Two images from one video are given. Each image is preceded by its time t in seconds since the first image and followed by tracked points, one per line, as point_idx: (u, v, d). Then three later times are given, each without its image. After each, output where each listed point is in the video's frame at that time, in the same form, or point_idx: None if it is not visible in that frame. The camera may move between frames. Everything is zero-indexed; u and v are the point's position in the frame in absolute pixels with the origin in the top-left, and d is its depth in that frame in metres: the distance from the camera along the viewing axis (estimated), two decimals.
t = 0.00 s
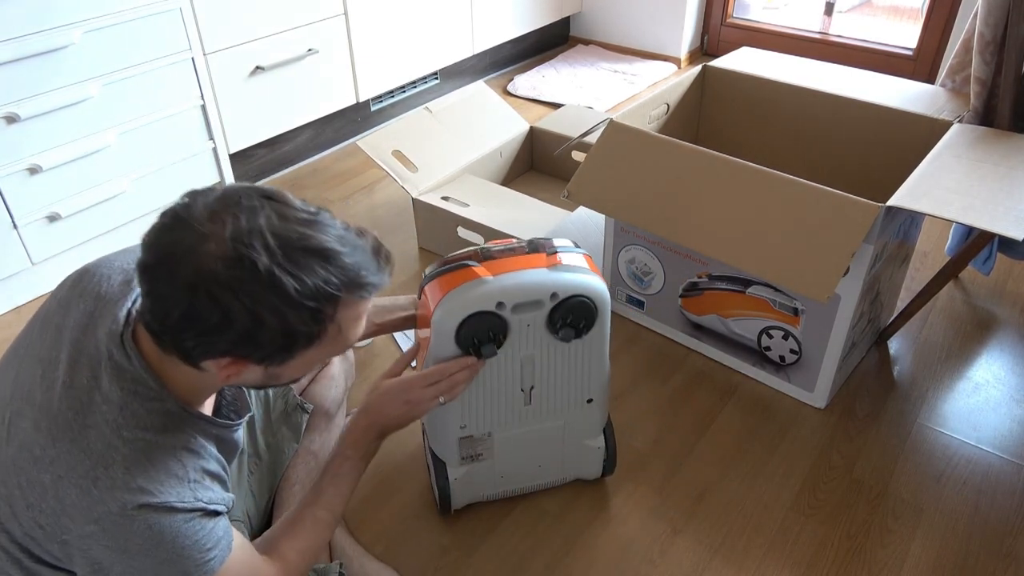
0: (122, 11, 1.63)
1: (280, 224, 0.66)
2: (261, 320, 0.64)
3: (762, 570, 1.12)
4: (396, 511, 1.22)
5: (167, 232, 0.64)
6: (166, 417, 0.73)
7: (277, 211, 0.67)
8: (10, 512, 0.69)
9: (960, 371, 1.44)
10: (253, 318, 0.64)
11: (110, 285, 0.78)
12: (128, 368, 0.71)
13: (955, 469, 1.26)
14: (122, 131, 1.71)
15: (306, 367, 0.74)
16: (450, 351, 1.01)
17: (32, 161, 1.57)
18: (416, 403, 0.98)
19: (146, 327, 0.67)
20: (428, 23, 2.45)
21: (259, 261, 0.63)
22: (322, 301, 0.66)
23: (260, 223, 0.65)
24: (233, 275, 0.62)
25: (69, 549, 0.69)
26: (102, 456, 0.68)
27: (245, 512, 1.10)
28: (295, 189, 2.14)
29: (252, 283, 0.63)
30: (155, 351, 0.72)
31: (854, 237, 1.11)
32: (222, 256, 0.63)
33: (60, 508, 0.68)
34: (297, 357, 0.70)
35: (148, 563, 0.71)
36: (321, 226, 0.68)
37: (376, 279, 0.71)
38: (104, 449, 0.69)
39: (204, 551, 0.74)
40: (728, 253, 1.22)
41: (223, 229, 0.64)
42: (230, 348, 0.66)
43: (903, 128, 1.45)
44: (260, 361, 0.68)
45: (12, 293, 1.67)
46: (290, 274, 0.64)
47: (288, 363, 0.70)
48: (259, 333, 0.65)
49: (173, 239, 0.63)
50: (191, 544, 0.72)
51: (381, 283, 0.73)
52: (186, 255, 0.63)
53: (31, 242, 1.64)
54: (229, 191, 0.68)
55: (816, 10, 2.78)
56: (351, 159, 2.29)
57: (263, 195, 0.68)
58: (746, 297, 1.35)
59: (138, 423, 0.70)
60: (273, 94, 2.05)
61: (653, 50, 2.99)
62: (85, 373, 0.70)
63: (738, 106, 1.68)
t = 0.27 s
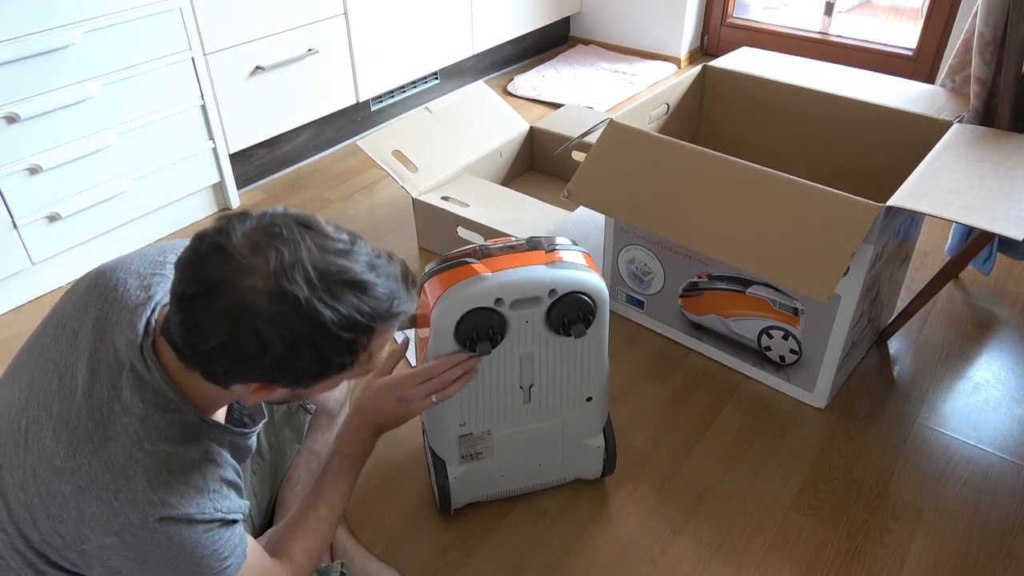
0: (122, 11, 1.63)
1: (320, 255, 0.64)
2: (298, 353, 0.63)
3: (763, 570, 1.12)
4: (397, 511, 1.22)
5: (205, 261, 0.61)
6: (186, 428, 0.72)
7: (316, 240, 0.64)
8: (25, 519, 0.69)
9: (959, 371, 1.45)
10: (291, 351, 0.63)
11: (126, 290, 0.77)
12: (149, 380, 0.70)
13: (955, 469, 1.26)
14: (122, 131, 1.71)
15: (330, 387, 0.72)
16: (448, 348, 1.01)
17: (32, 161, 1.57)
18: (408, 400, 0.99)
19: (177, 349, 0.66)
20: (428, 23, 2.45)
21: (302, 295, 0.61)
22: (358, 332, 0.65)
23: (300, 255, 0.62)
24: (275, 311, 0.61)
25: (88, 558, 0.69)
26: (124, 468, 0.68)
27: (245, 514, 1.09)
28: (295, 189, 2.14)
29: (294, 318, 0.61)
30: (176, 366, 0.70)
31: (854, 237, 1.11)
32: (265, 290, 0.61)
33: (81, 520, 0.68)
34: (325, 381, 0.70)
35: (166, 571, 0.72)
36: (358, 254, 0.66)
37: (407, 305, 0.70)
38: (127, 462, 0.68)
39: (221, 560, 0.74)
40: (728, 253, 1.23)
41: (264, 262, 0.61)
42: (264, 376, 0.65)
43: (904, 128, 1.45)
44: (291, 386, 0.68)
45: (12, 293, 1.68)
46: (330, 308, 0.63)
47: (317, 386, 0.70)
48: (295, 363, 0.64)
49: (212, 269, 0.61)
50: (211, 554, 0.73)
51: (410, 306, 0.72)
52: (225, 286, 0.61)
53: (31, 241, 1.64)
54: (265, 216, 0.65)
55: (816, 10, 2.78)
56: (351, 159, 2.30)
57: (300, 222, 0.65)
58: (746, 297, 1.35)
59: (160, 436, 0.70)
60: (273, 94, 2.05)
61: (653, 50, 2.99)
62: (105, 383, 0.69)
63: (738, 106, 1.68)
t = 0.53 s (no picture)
0: (122, 11, 1.63)
1: (327, 285, 0.63)
2: (308, 382, 0.64)
3: (763, 571, 1.12)
4: (397, 511, 1.22)
5: (211, 297, 0.61)
6: (181, 449, 0.72)
7: (322, 269, 0.64)
8: (18, 534, 0.68)
9: (960, 370, 1.44)
10: (302, 381, 0.63)
11: (121, 300, 0.76)
12: (145, 399, 0.69)
13: (955, 469, 1.26)
14: (123, 131, 1.71)
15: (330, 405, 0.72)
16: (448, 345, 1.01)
17: (33, 161, 1.57)
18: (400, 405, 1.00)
19: (179, 377, 0.65)
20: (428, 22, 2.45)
21: (313, 328, 0.61)
22: (367, 358, 0.66)
23: (308, 287, 0.62)
24: (286, 345, 0.61)
25: None
26: (118, 490, 0.68)
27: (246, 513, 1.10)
28: (295, 188, 2.14)
29: (305, 350, 0.62)
30: (173, 388, 0.70)
31: (855, 237, 1.11)
32: (275, 325, 0.61)
33: (75, 540, 0.67)
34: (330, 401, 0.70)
35: None
36: (363, 278, 0.66)
37: (410, 323, 0.71)
38: (122, 483, 0.68)
39: None
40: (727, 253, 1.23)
41: (272, 296, 0.61)
42: (272, 404, 0.65)
43: (904, 128, 1.45)
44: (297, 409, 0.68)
45: (12, 293, 1.68)
46: (339, 338, 0.63)
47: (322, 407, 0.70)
48: (303, 392, 0.64)
49: (219, 305, 0.61)
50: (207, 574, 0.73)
51: (413, 323, 0.72)
52: (234, 322, 0.60)
53: (31, 242, 1.64)
54: (266, 244, 0.64)
55: (816, 10, 2.78)
56: (351, 159, 2.30)
57: (304, 250, 0.64)
58: (746, 297, 1.35)
59: (155, 457, 0.70)
60: (273, 94, 2.05)
61: (653, 50, 2.99)
62: (99, 401, 0.69)
63: (738, 106, 1.68)
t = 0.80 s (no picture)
0: (122, 11, 1.63)
1: (303, 274, 0.64)
2: (293, 373, 0.64)
3: (762, 571, 1.12)
4: (397, 512, 1.22)
5: (188, 298, 0.61)
6: (169, 447, 0.72)
7: (297, 259, 0.64)
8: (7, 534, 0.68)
9: (960, 371, 1.44)
10: (287, 372, 0.63)
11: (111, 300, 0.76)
12: (132, 398, 0.69)
13: (955, 469, 1.26)
14: (122, 132, 1.71)
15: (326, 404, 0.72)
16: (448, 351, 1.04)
17: (32, 161, 1.57)
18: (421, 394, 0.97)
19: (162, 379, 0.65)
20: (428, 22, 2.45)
21: (292, 319, 0.62)
22: (351, 343, 0.66)
23: (285, 278, 0.62)
24: (268, 337, 0.61)
25: None
26: (105, 489, 0.67)
27: (244, 514, 1.10)
28: (295, 188, 2.14)
29: (288, 341, 0.62)
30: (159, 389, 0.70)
31: (854, 237, 1.11)
32: (255, 319, 0.61)
33: (64, 540, 0.67)
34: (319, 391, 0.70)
35: None
36: (340, 265, 0.66)
37: (393, 305, 0.71)
38: (109, 482, 0.68)
39: None
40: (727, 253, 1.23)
41: (250, 291, 0.61)
42: (259, 399, 0.65)
43: (903, 128, 1.45)
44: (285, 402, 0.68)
45: (12, 293, 1.68)
46: (321, 326, 0.63)
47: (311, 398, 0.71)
48: (289, 384, 0.64)
49: (197, 304, 0.61)
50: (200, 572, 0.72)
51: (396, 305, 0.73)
52: (214, 320, 0.60)
53: (31, 242, 1.64)
54: (239, 238, 0.65)
55: (816, 10, 2.77)
56: (351, 159, 2.30)
57: (277, 241, 0.65)
58: (746, 297, 1.35)
59: (142, 455, 0.69)
60: (272, 94, 2.05)
61: (653, 50, 3.00)
62: (86, 400, 0.69)
63: (738, 106, 1.68)
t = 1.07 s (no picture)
0: (122, 11, 1.63)
1: (296, 272, 0.63)
2: (285, 368, 0.64)
3: (762, 570, 1.12)
4: (397, 511, 1.22)
5: (181, 294, 0.61)
6: (165, 443, 0.71)
7: (290, 256, 0.64)
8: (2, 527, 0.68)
9: (960, 371, 1.44)
10: (279, 368, 0.64)
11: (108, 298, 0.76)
12: (127, 395, 0.69)
13: (955, 469, 1.26)
14: (122, 131, 1.71)
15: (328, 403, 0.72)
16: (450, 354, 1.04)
17: (32, 161, 1.57)
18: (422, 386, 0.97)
19: (155, 372, 0.65)
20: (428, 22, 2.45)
21: (285, 317, 0.62)
22: (343, 339, 0.67)
23: (277, 276, 0.62)
24: (261, 334, 0.61)
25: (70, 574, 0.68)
26: (101, 485, 0.67)
27: (244, 514, 1.10)
28: (295, 188, 2.14)
29: (280, 337, 0.62)
30: (154, 385, 0.70)
31: (854, 237, 1.11)
32: (247, 316, 0.61)
33: (60, 536, 0.67)
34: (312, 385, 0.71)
35: None
36: (333, 261, 0.66)
37: (384, 300, 0.71)
38: (104, 478, 0.68)
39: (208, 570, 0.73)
40: (727, 253, 1.22)
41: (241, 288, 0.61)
42: (252, 393, 0.66)
43: (903, 128, 1.45)
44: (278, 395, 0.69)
45: (12, 293, 1.68)
46: (313, 322, 0.63)
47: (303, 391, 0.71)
48: (282, 379, 0.65)
49: (188, 300, 0.61)
50: (196, 568, 0.72)
51: (387, 299, 0.73)
52: (207, 317, 0.61)
53: (31, 242, 1.64)
54: (231, 235, 0.64)
55: (816, 10, 2.77)
56: (351, 159, 2.30)
57: (270, 237, 0.64)
58: (746, 297, 1.35)
59: (138, 452, 0.69)
60: (272, 94, 2.05)
61: (652, 50, 3.00)
62: (83, 397, 0.69)
63: (738, 106, 1.68)
